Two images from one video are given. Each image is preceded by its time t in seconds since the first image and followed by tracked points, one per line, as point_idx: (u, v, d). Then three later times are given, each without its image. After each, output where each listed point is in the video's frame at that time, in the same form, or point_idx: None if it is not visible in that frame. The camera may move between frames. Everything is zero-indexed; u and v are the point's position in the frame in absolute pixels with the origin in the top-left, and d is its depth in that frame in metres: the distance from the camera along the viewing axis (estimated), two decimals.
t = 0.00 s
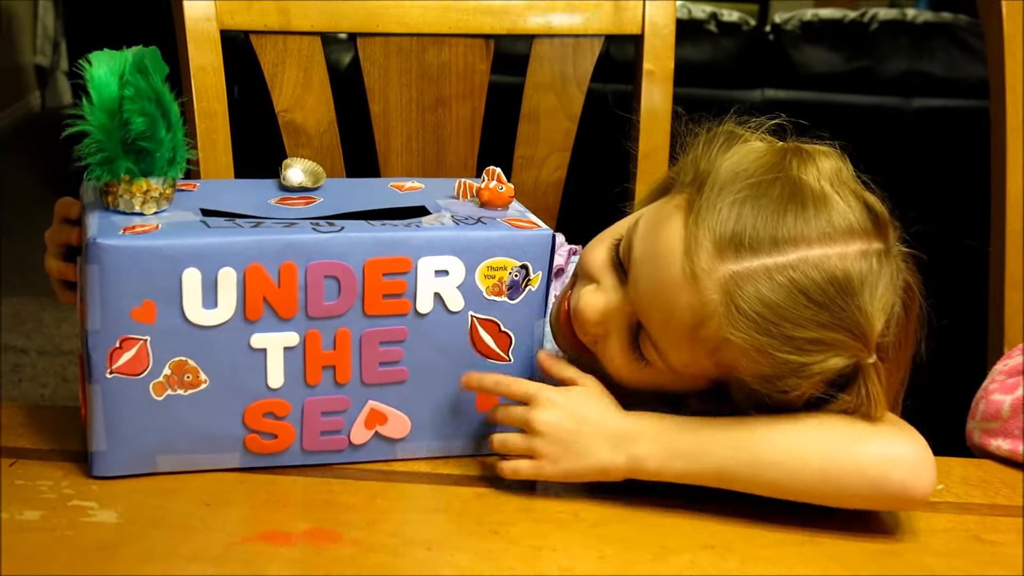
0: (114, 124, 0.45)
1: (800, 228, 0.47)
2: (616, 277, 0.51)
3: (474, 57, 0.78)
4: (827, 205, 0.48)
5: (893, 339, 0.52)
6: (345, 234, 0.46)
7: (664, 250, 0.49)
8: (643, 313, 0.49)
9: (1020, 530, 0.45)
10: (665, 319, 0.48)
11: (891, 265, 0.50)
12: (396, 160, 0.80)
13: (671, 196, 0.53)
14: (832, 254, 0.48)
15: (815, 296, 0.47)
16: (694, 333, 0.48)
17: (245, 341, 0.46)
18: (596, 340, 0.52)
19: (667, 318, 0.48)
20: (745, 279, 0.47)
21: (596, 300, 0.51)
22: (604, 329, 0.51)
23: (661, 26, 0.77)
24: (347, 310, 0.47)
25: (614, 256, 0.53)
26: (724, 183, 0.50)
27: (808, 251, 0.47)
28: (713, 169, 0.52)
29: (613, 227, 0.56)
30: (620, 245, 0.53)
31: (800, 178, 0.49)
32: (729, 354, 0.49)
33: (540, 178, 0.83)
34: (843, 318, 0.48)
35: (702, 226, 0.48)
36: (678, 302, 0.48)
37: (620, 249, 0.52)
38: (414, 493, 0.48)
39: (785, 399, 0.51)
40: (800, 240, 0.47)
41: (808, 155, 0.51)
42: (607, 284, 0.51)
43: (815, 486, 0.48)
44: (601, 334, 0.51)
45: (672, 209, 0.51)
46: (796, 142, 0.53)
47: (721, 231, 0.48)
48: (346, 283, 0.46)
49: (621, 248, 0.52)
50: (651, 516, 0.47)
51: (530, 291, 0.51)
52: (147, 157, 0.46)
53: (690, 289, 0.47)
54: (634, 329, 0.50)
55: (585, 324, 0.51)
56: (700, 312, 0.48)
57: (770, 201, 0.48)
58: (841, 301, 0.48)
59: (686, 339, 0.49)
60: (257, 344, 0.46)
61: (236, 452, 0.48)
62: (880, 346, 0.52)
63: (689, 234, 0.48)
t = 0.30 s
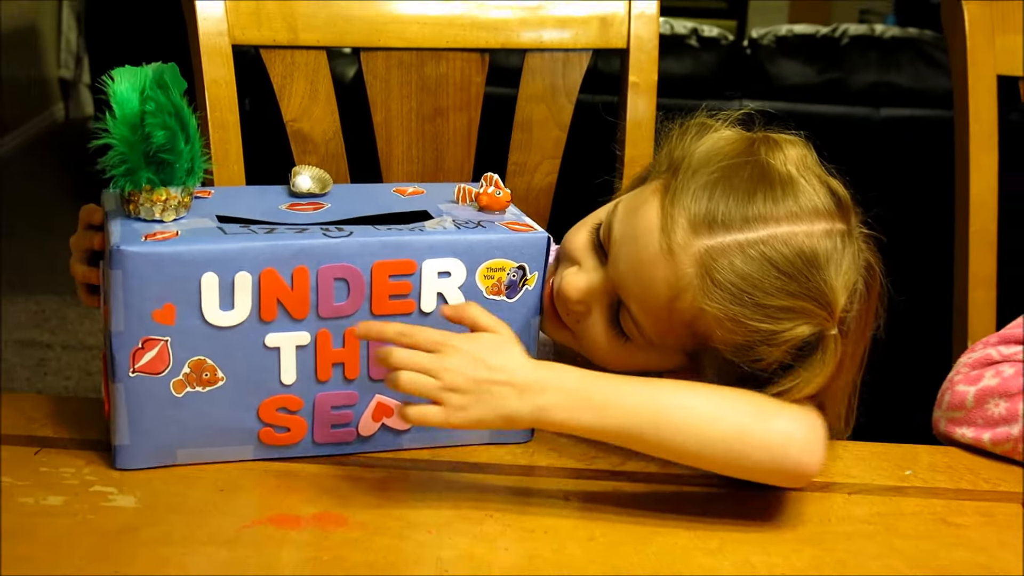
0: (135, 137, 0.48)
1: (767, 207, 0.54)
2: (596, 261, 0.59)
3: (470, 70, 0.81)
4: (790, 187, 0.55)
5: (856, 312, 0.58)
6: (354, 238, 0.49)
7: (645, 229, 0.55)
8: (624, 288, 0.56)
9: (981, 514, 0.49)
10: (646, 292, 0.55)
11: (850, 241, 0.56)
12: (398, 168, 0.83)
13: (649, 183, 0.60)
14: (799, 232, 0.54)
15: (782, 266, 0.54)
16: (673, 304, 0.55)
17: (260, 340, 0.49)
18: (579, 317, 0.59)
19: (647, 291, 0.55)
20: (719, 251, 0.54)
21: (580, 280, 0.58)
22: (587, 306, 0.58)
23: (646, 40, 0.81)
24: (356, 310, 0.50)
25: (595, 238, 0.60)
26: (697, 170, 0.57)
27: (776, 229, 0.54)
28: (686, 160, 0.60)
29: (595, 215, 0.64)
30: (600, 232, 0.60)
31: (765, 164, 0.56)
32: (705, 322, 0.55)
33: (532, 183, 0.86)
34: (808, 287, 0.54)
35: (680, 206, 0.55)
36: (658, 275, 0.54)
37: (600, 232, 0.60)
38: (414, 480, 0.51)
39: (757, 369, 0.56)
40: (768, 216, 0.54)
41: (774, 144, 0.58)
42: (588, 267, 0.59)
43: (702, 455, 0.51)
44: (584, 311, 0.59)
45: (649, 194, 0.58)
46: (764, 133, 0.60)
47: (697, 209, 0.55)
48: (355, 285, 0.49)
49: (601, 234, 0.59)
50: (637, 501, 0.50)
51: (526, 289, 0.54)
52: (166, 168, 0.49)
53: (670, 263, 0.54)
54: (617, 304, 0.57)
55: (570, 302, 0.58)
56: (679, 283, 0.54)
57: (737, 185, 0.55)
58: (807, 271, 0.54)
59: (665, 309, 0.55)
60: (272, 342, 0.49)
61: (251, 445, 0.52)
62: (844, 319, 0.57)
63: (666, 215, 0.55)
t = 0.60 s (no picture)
0: (141, 148, 0.51)
1: (739, 208, 0.58)
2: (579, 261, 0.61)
3: (469, 86, 0.84)
4: (761, 189, 0.59)
5: (823, 307, 0.62)
6: (349, 245, 0.52)
7: (626, 229, 0.58)
8: (607, 286, 0.58)
9: (951, 503, 0.52)
10: (628, 289, 0.58)
11: (816, 240, 0.60)
12: (402, 177, 0.86)
13: (628, 187, 0.64)
14: (770, 230, 0.58)
15: (753, 263, 0.57)
16: (653, 300, 0.58)
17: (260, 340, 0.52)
18: (563, 315, 0.61)
19: (629, 288, 0.58)
20: (695, 250, 0.57)
21: (564, 280, 0.60)
22: (571, 305, 0.60)
23: (634, 57, 0.85)
24: (350, 311, 0.53)
25: (577, 239, 0.63)
26: (673, 174, 0.61)
27: (749, 228, 0.58)
28: (662, 166, 0.63)
29: (575, 218, 0.67)
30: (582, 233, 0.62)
31: (737, 167, 0.60)
32: (682, 318, 0.59)
33: (529, 192, 0.89)
34: (777, 284, 0.58)
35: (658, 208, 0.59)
36: (639, 272, 0.57)
37: (581, 234, 0.62)
38: (418, 472, 0.55)
39: (729, 361, 0.60)
40: (740, 216, 0.58)
41: (746, 149, 0.62)
42: (571, 268, 0.61)
43: (581, 462, 0.53)
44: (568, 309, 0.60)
45: (629, 196, 0.61)
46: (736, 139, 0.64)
47: (673, 210, 0.58)
48: (349, 287, 0.52)
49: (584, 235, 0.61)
50: (627, 491, 0.54)
51: (513, 293, 0.57)
52: (171, 177, 0.52)
53: (649, 261, 0.57)
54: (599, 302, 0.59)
55: (555, 301, 0.60)
56: (658, 280, 0.57)
57: (711, 187, 0.59)
58: (776, 268, 0.57)
59: (645, 305, 0.58)
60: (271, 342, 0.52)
61: (253, 439, 0.55)
62: (810, 313, 0.61)
63: (645, 215, 0.59)
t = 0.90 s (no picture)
0: (161, 158, 0.54)
1: (726, 186, 0.63)
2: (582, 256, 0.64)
3: (472, 101, 0.88)
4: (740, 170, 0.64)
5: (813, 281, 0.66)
6: (354, 252, 0.55)
7: (626, 217, 0.62)
8: (612, 272, 0.61)
9: (921, 492, 0.56)
10: (635, 272, 0.61)
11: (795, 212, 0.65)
12: (409, 187, 0.90)
13: (615, 183, 0.67)
14: (758, 203, 0.62)
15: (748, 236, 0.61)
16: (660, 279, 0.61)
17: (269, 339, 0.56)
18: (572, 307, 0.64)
19: (635, 270, 0.61)
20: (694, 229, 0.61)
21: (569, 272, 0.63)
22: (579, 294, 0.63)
23: (627, 76, 0.89)
24: (354, 313, 0.57)
25: (575, 236, 0.66)
26: (657, 165, 0.65)
27: (740, 202, 0.62)
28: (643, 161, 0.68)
29: (566, 219, 0.70)
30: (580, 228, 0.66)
31: (714, 153, 0.65)
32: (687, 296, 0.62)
33: (528, 201, 0.93)
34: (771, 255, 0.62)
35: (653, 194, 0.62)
36: (644, 253, 0.61)
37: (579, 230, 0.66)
38: (425, 462, 0.58)
39: (733, 329, 0.64)
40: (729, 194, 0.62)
41: (717, 138, 0.67)
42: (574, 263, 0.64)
43: (510, 451, 0.57)
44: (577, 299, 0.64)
45: (621, 188, 0.65)
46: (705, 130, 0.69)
47: (667, 194, 0.62)
48: (354, 291, 0.56)
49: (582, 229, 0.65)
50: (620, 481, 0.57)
51: (509, 299, 0.59)
52: (189, 186, 0.55)
53: (653, 242, 0.61)
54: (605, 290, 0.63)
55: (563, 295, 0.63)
56: (663, 259, 0.61)
57: (698, 171, 0.63)
58: (769, 239, 0.61)
59: (654, 286, 0.61)
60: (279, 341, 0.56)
61: (263, 433, 0.58)
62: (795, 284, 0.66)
63: (643, 202, 0.62)
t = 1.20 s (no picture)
0: (198, 162, 0.58)
1: (685, 113, 0.75)
2: (622, 234, 0.71)
3: (472, 113, 0.91)
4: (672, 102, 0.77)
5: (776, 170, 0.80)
6: (380, 248, 0.59)
7: (647, 174, 0.71)
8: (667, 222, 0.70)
9: (896, 482, 0.59)
10: (684, 208, 0.70)
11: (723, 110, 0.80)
12: (413, 194, 0.93)
13: (594, 170, 0.75)
14: (708, 113, 0.76)
15: (727, 138, 0.75)
16: (703, 202, 0.72)
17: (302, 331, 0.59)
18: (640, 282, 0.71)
19: (685, 205, 0.70)
20: (700, 152, 0.73)
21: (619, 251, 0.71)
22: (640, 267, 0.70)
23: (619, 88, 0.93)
24: (381, 306, 0.61)
25: (603, 224, 0.72)
26: (620, 132, 0.75)
27: (703, 117, 0.75)
28: (599, 143, 0.77)
29: (568, 225, 0.76)
30: (596, 216, 0.73)
31: (651, 104, 0.76)
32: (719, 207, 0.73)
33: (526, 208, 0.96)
34: (745, 142, 0.76)
35: (650, 147, 0.72)
36: (685, 186, 0.70)
37: (603, 216, 0.72)
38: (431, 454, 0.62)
39: (748, 219, 0.77)
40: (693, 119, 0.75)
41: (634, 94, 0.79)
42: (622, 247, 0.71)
43: (515, 443, 0.61)
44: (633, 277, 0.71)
45: (613, 166, 0.73)
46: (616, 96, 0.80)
47: (661, 139, 0.73)
48: (381, 285, 0.60)
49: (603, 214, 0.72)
50: (611, 471, 0.60)
51: (523, 292, 0.63)
52: (223, 188, 0.58)
53: (683, 175, 0.71)
54: (661, 243, 0.71)
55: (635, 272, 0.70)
56: (697, 183, 0.71)
57: (659, 118, 0.75)
58: (736, 131, 0.76)
59: (701, 210, 0.71)
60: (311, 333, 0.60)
61: (293, 422, 0.62)
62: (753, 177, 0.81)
63: (653, 156, 0.71)
